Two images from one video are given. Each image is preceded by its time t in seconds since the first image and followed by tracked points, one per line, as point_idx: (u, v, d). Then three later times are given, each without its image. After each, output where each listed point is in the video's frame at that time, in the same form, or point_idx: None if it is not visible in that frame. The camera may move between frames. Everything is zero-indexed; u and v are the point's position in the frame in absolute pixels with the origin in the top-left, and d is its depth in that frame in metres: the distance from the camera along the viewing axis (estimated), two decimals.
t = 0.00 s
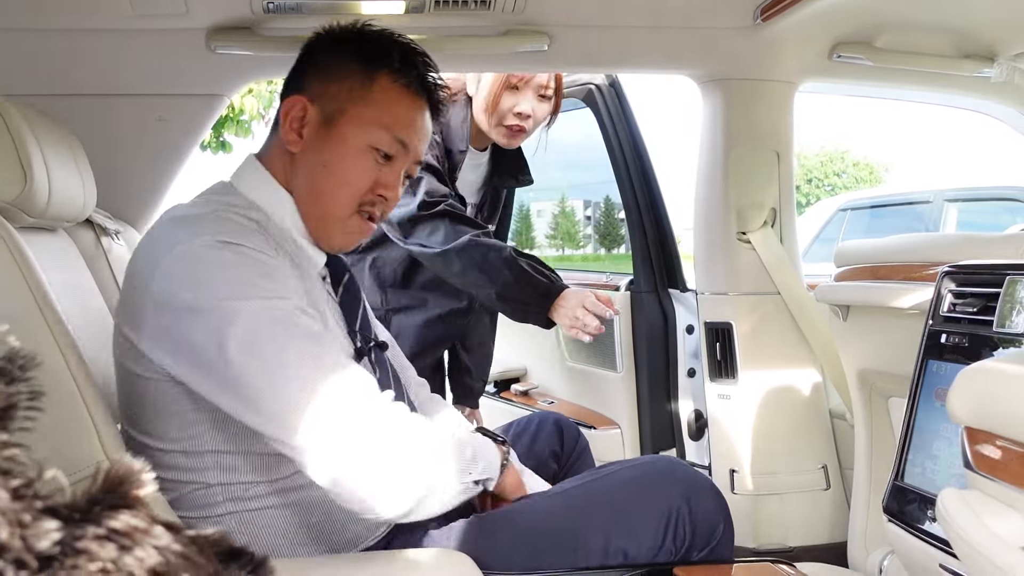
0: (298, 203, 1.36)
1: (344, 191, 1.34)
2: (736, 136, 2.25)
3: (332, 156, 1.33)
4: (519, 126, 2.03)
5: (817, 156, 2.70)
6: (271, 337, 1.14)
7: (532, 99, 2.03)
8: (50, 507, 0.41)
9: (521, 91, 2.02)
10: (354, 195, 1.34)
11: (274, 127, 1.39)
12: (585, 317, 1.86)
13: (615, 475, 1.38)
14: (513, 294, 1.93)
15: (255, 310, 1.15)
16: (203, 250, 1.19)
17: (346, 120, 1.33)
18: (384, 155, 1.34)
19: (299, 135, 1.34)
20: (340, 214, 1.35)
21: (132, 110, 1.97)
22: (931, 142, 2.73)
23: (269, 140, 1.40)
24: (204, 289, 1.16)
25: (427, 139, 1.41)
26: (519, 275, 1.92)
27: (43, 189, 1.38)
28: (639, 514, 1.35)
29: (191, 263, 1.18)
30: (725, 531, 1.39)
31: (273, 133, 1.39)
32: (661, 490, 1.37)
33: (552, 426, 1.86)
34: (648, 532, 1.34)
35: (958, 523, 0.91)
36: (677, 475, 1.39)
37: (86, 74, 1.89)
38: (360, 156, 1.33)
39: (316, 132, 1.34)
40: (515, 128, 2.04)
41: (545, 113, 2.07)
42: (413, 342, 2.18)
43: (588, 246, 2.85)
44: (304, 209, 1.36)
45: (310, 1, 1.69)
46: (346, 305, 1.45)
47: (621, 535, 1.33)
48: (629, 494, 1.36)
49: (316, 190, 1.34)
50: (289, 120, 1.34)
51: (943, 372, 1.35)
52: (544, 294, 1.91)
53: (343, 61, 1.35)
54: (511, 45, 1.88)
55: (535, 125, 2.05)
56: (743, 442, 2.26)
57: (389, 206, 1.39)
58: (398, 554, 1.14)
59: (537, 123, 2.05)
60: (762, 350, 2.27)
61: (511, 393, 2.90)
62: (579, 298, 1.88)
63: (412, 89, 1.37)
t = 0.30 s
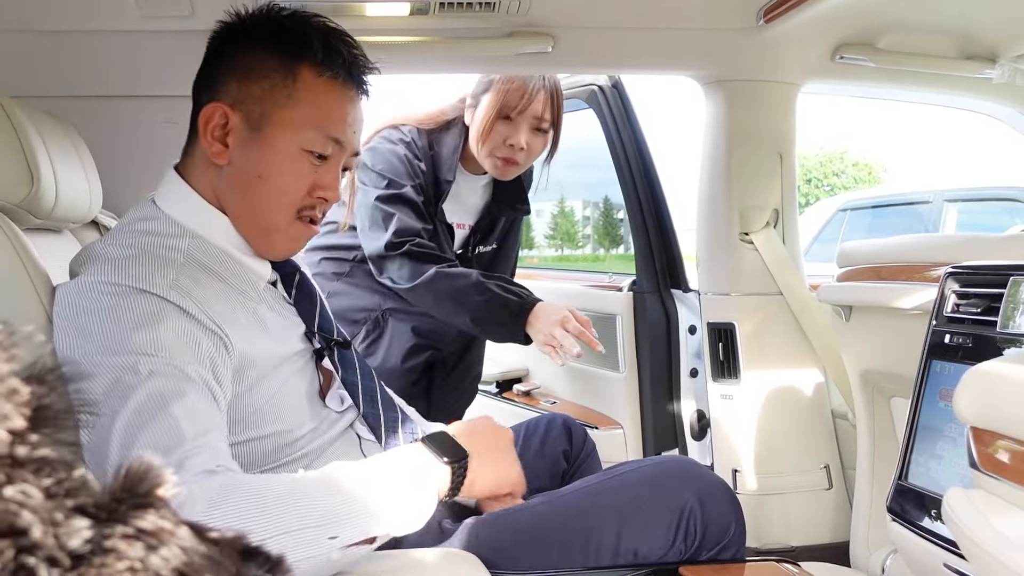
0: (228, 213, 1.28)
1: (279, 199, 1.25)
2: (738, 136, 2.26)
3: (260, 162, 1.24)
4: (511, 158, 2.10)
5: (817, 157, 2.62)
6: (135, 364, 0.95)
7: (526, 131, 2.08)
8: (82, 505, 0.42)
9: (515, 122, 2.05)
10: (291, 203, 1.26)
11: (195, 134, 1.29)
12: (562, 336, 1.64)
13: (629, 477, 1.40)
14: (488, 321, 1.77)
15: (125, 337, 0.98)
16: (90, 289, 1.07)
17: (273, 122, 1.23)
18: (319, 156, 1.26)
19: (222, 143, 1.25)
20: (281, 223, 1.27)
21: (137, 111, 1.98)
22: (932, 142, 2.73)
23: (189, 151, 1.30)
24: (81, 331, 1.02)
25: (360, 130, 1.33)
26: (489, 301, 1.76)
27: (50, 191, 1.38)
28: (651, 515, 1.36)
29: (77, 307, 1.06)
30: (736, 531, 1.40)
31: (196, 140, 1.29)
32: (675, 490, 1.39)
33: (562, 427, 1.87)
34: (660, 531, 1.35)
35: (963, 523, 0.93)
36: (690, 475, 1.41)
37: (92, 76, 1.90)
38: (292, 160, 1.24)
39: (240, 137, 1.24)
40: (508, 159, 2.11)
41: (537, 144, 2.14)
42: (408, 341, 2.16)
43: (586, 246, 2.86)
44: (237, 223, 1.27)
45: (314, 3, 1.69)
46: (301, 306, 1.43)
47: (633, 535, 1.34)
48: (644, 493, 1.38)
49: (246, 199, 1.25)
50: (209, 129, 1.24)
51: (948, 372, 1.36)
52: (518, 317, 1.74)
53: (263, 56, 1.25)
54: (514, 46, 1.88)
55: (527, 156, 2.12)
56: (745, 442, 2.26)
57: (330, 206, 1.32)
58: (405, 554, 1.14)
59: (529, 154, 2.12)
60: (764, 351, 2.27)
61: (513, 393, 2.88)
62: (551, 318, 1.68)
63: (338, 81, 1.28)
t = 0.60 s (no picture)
0: (231, 213, 1.28)
1: (283, 203, 1.25)
2: (734, 136, 2.26)
3: (266, 164, 1.23)
4: (493, 201, 2.00)
5: (817, 156, 2.66)
6: (132, 362, 0.93)
7: (507, 172, 1.97)
8: (65, 501, 0.42)
9: (495, 164, 1.95)
10: (294, 208, 1.26)
11: (203, 134, 1.29)
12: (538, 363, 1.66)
13: (625, 476, 1.41)
14: (462, 360, 1.80)
15: (122, 336, 0.97)
16: (93, 288, 1.06)
17: (282, 127, 1.24)
18: (324, 163, 1.26)
19: (230, 144, 1.25)
20: (282, 227, 1.27)
21: (133, 110, 1.99)
22: (928, 142, 2.73)
23: (197, 151, 1.31)
24: (83, 331, 1.01)
25: (367, 139, 1.33)
26: (461, 343, 1.79)
27: (45, 189, 1.38)
28: (648, 513, 1.36)
29: (81, 305, 1.06)
30: (732, 530, 1.40)
31: (204, 141, 1.29)
32: (672, 489, 1.38)
33: (553, 428, 1.87)
34: (657, 530, 1.35)
35: (956, 521, 0.92)
36: (688, 474, 1.41)
37: (88, 74, 1.90)
38: (299, 166, 1.24)
39: (248, 139, 1.24)
40: (491, 202, 2.00)
41: (523, 185, 2.02)
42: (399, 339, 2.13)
43: (585, 246, 2.86)
44: (242, 224, 1.27)
45: (310, 1, 1.69)
46: (298, 310, 1.44)
47: (631, 532, 1.34)
48: (644, 495, 1.37)
49: (251, 201, 1.25)
50: (218, 130, 1.25)
51: (941, 371, 1.36)
52: (490, 353, 1.77)
53: (276, 62, 1.26)
54: (510, 46, 1.88)
55: (511, 198, 2.01)
56: (739, 442, 2.26)
57: (332, 214, 1.31)
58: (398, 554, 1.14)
59: (513, 195, 2.01)
60: (760, 350, 2.27)
61: (511, 393, 2.85)
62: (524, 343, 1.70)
63: (347, 91, 1.29)
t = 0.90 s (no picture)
0: (220, 207, 1.27)
1: (271, 196, 1.24)
2: (733, 135, 2.26)
3: (255, 156, 1.23)
4: (479, 221, 2.02)
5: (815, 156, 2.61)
6: (131, 353, 0.94)
7: (491, 191, 1.99)
8: (62, 498, 0.42)
9: (477, 183, 1.98)
10: (281, 200, 1.25)
11: (193, 131, 1.29)
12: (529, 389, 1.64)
13: (624, 472, 1.41)
14: (453, 388, 1.83)
15: (120, 327, 0.97)
16: (89, 281, 1.06)
17: (271, 121, 1.24)
18: (313, 157, 1.26)
19: (219, 138, 1.25)
20: (271, 220, 1.26)
21: (131, 110, 1.99)
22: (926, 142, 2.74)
23: (185, 148, 1.30)
24: (80, 322, 1.01)
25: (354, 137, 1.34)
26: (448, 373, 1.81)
27: (42, 188, 1.37)
28: (645, 508, 1.36)
29: (78, 297, 1.06)
30: (732, 530, 1.40)
31: (194, 137, 1.29)
32: (670, 487, 1.38)
33: (551, 427, 1.87)
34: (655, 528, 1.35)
35: (956, 520, 0.92)
36: (686, 472, 1.40)
37: (86, 74, 1.90)
38: (287, 159, 1.24)
39: (237, 133, 1.24)
40: (476, 222, 2.02)
41: (509, 204, 2.03)
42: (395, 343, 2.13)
43: (584, 246, 2.82)
44: (230, 217, 1.27)
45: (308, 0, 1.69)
46: (286, 305, 1.44)
47: (629, 528, 1.35)
48: (640, 491, 1.37)
49: (240, 194, 1.25)
50: (207, 123, 1.24)
51: (939, 370, 1.36)
52: (480, 378, 1.77)
53: (266, 59, 1.27)
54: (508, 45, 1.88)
55: (496, 217, 2.02)
56: (737, 441, 2.26)
57: (319, 208, 1.31)
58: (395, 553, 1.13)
59: (499, 215, 2.02)
60: (759, 349, 2.27)
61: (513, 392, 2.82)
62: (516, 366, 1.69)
63: (336, 88, 1.29)
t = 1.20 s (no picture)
0: (219, 204, 1.28)
1: (270, 194, 1.24)
2: (731, 134, 2.26)
3: (255, 155, 1.23)
4: (484, 210, 1.97)
5: (814, 157, 2.64)
6: (132, 351, 0.94)
7: (496, 178, 1.95)
8: (58, 496, 0.42)
9: (482, 171, 1.94)
10: (280, 199, 1.25)
11: (194, 128, 1.29)
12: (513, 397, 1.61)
13: (619, 472, 1.40)
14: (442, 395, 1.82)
15: (122, 323, 0.97)
16: (90, 278, 1.06)
17: (272, 120, 1.24)
18: (312, 156, 1.26)
19: (219, 136, 1.25)
20: (270, 218, 1.26)
21: (131, 110, 1.99)
22: (925, 142, 2.74)
23: (185, 145, 1.30)
24: (80, 319, 1.01)
25: (353, 139, 1.34)
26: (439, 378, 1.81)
27: (40, 186, 1.37)
28: (644, 506, 1.37)
29: (78, 294, 1.06)
30: (730, 529, 1.40)
31: (195, 133, 1.29)
32: (667, 486, 1.38)
33: (550, 426, 1.87)
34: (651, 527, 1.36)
35: (954, 519, 0.92)
36: (684, 471, 1.40)
37: (84, 73, 1.90)
38: (286, 158, 1.24)
39: (238, 131, 1.24)
40: (481, 211, 1.98)
41: (514, 191, 1.99)
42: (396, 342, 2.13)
43: (582, 246, 2.82)
44: (230, 216, 1.27)
45: None
46: (282, 305, 1.44)
47: (627, 529, 1.36)
48: (637, 491, 1.37)
49: (239, 191, 1.25)
50: (208, 121, 1.24)
51: (937, 369, 1.37)
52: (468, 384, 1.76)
53: (269, 58, 1.27)
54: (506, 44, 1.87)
55: (502, 206, 1.98)
56: (735, 440, 2.26)
57: (317, 208, 1.31)
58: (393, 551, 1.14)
59: (505, 203, 1.98)
60: (756, 349, 2.27)
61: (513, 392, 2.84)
62: (507, 372, 1.68)
63: (337, 89, 1.30)
